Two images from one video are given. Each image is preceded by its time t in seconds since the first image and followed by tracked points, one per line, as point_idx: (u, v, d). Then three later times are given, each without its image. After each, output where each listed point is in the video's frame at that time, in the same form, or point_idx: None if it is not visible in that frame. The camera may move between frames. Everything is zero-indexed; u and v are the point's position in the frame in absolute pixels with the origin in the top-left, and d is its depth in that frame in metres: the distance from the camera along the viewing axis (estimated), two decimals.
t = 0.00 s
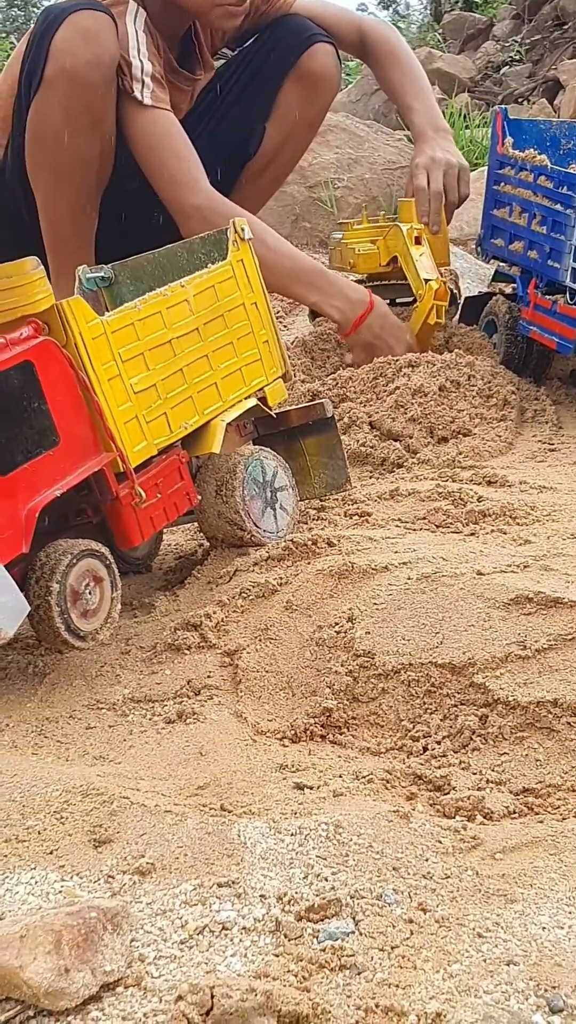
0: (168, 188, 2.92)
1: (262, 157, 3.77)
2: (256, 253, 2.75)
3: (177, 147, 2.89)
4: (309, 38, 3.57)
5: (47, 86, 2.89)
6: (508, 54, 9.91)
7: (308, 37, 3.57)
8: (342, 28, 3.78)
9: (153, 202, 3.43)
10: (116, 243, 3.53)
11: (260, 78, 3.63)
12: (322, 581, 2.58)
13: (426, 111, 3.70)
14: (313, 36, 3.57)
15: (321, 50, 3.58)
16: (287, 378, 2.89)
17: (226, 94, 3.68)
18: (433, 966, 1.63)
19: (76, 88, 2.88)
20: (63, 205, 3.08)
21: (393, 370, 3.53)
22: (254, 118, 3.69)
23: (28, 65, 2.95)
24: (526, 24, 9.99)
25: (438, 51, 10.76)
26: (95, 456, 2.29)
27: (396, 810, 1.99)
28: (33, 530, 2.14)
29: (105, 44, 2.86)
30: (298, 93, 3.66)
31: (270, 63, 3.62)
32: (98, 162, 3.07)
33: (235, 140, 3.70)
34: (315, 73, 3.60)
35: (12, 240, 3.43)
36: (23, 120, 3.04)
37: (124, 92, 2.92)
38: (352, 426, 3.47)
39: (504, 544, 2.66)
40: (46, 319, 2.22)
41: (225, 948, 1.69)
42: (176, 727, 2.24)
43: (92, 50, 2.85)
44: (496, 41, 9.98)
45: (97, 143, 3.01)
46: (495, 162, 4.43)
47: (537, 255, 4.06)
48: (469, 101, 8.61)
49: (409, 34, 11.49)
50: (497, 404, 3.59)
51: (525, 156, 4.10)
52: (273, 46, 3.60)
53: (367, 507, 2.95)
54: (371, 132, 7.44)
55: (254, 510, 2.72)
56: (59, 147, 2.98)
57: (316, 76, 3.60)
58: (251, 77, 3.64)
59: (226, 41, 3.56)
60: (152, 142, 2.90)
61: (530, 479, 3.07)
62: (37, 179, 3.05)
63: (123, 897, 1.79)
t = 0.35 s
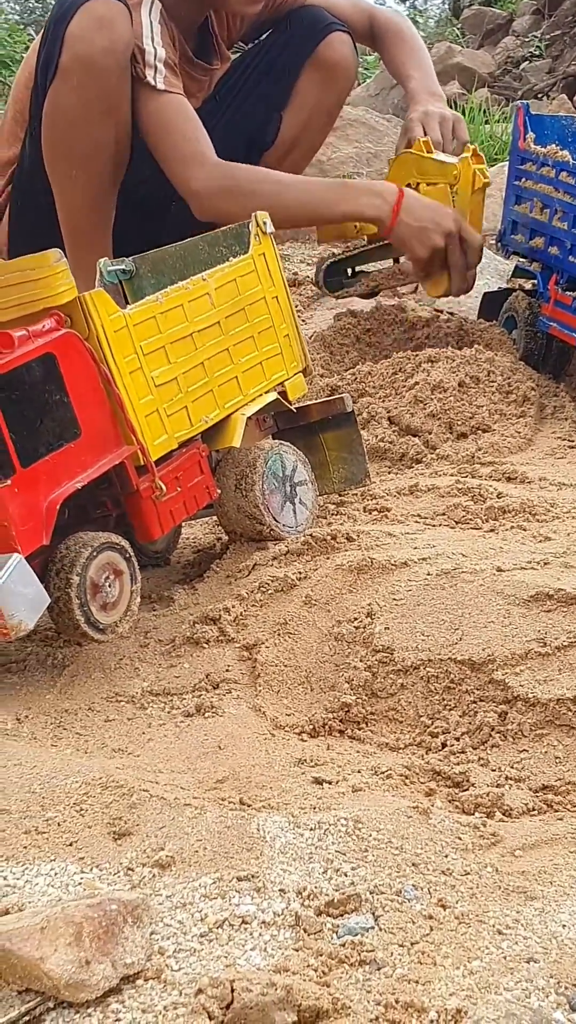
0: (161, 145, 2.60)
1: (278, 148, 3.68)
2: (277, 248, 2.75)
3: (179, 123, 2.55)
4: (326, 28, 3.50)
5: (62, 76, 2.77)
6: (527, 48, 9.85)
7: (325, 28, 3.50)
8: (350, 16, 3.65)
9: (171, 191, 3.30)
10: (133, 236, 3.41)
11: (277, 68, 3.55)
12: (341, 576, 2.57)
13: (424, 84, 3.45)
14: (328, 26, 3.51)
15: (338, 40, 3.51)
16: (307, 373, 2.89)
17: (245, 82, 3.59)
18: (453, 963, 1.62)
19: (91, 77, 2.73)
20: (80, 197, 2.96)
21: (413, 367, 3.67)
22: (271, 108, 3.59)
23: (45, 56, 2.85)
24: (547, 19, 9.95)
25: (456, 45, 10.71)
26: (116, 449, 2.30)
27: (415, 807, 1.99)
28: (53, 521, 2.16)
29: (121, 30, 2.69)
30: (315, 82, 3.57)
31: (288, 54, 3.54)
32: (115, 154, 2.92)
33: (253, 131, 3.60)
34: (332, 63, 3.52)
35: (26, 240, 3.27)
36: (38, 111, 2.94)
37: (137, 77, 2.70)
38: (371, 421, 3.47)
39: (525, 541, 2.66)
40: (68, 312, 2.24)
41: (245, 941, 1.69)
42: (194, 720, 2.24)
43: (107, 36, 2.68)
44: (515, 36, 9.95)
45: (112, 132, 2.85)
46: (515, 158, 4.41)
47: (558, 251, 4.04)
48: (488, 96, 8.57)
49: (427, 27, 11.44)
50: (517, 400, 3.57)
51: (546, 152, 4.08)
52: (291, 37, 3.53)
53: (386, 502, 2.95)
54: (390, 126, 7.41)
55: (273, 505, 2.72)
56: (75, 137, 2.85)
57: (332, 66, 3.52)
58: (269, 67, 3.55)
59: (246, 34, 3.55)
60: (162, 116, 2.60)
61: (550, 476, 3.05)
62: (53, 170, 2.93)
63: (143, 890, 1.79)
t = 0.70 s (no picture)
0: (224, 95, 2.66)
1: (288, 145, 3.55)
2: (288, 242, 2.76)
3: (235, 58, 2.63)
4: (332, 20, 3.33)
5: (90, 69, 2.69)
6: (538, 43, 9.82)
7: (332, 20, 3.33)
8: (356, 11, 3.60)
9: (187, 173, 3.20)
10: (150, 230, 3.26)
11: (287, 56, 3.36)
12: (351, 571, 2.57)
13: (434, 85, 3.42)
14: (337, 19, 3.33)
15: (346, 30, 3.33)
16: (318, 368, 2.89)
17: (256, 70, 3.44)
18: (463, 959, 1.62)
19: (122, 68, 2.68)
20: (103, 192, 2.85)
21: (423, 363, 3.67)
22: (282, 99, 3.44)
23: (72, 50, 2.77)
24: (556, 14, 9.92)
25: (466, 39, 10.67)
26: (127, 442, 2.30)
27: (425, 802, 1.98)
28: (63, 513, 2.17)
29: (151, 26, 2.65)
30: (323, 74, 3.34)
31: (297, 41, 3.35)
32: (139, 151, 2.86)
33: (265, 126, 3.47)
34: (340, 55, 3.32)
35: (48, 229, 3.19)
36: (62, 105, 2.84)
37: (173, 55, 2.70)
38: (380, 416, 3.47)
39: (535, 537, 2.65)
40: (81, 304, 2.24)
41: (255, 936, 1.69)
42: (203, 714, 2.24)
43: (137, 31, 2.65)
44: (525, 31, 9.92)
45: (138, 125, 2.80)
46: (526, 154, 4.38)
47: (569, 247, 4.03)
48: (498, 89, 8.54)
49: (437, 21, 11.42)
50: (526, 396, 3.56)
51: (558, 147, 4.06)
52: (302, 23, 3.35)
53: (396, 498, 2.94)
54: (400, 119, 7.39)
55: (283, 499, 2.72)
56: (101, 130, 2.77)
57: (342, 58, 3.32)
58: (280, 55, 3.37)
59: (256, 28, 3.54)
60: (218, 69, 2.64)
61: (559, 472, 3.05)
62: (76, 165, 2.82)
63: (153, 884, 1.79)
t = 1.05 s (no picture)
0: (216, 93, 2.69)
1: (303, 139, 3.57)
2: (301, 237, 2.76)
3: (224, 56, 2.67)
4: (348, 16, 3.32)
5: (113, 60, 2.72)
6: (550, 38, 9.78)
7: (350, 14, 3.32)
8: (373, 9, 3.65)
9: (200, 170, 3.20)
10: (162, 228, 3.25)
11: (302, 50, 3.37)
12: (362, 566, 2.57)
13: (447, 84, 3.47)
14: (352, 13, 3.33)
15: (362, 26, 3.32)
16: (330, 363, 2.89)
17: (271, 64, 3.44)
18: (474, 954, 1.62)
19: (143, 60, 2.71)
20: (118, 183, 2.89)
21: (434, 357, 3.70)
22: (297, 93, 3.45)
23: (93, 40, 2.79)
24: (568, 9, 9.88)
25: (478, 33, 10.63)
26: (139, 437, 2.31)
27: (436, 798, 1.98)
28: (75, 508, 2.18)
29: (174, 19, 2.67)
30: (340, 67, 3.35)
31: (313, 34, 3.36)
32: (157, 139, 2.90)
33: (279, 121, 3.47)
34: (355, 49, 3.31)
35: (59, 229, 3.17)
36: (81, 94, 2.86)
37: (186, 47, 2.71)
38: (391, 411, 3.47)
39: (547, 533, 2.64)
40: (93, 298, 2.24)
41: (266, 930, 1.70)
42: (214, 708, 2.25)
43: (160, 24, 2.67)
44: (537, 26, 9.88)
45: (154, 117, 2.83)
46: (538, 150, 4.36)
47: None
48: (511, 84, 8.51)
49: (449, 15, 11.38)
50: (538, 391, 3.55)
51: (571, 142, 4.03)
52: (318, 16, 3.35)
53: (408, 492, 2.94)
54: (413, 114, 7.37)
55: (295, 494, 2.72)
56: (120, 122, 2.80)
57: (356, 54, 3.31)
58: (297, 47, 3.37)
59: (269, 23, 3.54)
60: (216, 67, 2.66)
61: (571, 468, 3.04)
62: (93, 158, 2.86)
63: (164, 877, 1.80)
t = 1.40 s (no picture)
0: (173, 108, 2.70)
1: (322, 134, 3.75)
2: (316, 232, 2.76)
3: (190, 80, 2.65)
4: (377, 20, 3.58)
5: (83, 51, 2.82)
6: (563, 34, 9.73)
7: (376, 20, 3.58)
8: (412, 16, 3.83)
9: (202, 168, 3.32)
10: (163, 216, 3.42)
11: (326, 50, 3.61)
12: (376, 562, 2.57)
13: (488, 82, 3.63)
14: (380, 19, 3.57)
15: (389, 31, 3.59)
16: (344, 358, 2.89)
17: (294, 66, 3.60)
18: (489, 951, 1.62)
19: (109, 48, 2.76)
20: (105, 171, 3.00)
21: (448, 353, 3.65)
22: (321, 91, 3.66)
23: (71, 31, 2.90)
24: None
25: (492, 29, 10.60)
26: (154, 431, 2.31)
27: (451, 794, 1.98)
28: (90, 502, 2.19)
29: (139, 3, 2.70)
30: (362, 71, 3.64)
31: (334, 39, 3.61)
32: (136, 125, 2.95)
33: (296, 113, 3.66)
34: (381, 54, 3.60)
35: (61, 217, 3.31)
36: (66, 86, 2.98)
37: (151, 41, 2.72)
38: (404, 407, 3.47)
39: (562, 530, 2.63)
40: (110, 293, 2.25)
41: (281, 925, 1.70)
42: (228, 703, 2.25)
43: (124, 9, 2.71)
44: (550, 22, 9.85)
45: (132, 103, 2.88)
46: (553, 146, 4.35)
47: None
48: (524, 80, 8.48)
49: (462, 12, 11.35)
50: (552, 388, 3.54)
51: None
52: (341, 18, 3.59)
53: (422, 489, 2.93)
54: (427, 110, 7.34)
55: (309, 490, 2.72)
56: (97, 111, 2.90)
57: (383, 57, 3.60)
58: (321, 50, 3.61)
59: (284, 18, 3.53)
60: (176, 90, 2.67)
61: None
62: (80, 147, 2.98)
63: (179, 871, 1.80)
